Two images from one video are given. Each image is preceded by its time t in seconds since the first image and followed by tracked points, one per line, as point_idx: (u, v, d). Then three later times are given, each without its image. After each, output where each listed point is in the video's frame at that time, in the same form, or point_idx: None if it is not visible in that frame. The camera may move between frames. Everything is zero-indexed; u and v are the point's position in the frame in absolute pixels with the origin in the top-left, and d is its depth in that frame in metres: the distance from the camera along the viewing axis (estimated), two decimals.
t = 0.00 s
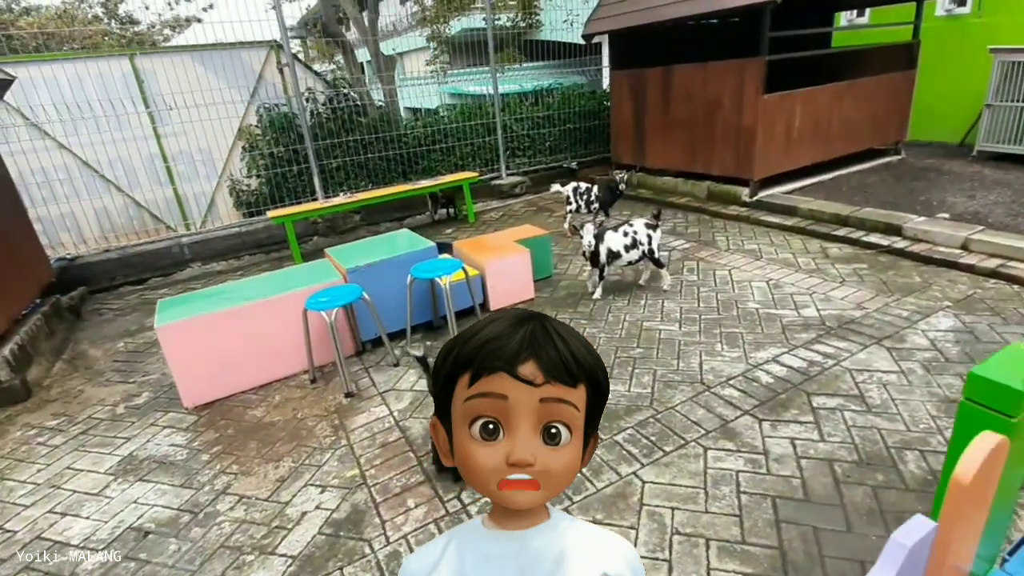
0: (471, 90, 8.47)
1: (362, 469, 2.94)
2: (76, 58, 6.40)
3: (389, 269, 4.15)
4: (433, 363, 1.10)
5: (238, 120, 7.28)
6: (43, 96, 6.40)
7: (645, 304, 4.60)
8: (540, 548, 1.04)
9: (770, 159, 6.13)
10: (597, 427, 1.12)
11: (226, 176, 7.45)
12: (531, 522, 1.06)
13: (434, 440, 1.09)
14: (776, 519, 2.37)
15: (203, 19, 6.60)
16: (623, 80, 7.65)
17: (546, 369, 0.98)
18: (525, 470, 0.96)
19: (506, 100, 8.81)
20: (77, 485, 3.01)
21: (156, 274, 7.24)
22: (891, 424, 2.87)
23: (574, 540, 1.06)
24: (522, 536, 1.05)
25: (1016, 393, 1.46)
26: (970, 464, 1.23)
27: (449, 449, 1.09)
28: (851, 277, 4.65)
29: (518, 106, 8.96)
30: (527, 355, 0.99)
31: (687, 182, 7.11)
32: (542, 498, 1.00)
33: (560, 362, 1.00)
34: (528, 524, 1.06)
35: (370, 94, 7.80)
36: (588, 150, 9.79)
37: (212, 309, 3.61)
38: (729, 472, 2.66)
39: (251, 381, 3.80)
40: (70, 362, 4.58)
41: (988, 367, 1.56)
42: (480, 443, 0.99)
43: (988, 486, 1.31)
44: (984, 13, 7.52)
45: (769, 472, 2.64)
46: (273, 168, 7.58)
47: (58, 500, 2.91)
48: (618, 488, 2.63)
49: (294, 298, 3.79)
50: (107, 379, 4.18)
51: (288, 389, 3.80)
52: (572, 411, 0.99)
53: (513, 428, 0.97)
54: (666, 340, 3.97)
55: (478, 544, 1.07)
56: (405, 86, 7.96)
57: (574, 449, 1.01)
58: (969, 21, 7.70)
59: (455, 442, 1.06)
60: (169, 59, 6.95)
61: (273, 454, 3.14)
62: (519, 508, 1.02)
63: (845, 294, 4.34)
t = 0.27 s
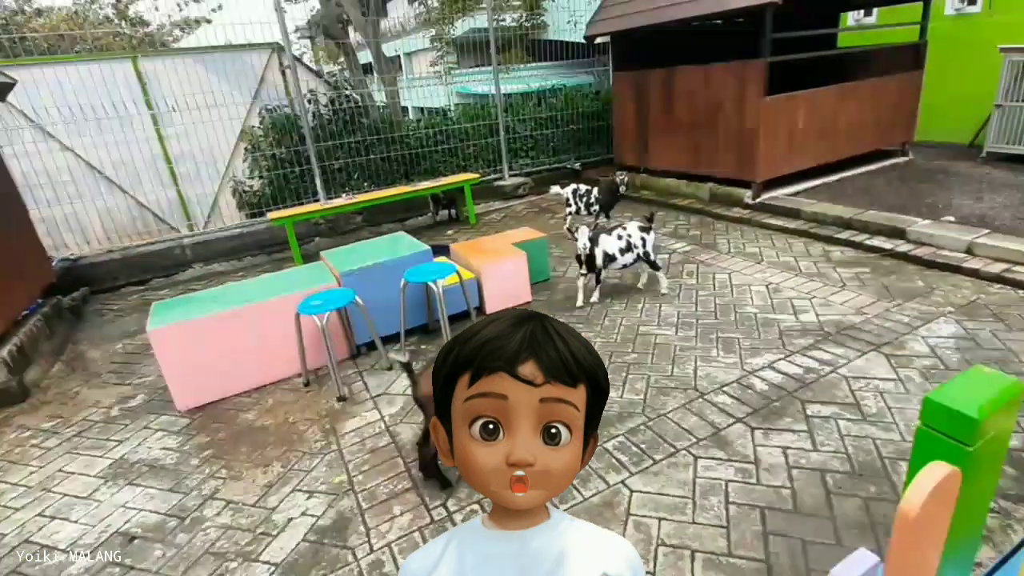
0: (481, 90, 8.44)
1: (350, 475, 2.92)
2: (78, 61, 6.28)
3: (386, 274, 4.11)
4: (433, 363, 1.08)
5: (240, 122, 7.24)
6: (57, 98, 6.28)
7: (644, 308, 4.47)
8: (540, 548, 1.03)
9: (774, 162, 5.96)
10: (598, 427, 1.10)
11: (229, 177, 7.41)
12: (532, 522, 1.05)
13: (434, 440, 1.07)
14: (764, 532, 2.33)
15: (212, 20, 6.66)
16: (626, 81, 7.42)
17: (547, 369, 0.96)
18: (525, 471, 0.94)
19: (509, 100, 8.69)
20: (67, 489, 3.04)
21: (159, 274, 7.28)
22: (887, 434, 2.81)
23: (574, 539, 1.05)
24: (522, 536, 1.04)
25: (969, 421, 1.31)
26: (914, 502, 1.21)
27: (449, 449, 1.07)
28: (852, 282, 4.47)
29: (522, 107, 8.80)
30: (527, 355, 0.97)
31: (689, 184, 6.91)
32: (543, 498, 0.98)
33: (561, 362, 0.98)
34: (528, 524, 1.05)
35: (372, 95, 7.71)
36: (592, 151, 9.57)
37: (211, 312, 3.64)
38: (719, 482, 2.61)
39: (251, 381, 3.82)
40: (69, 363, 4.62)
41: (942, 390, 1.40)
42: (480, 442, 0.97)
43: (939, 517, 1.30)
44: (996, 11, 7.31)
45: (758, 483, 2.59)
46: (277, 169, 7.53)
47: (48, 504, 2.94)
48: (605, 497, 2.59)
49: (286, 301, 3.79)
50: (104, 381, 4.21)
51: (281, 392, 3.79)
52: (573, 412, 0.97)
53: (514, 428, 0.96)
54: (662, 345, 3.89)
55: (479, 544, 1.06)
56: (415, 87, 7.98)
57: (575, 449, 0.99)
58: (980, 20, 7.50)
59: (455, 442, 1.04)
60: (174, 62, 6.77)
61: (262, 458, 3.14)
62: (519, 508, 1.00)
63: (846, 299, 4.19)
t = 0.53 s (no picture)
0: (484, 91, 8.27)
1: (340, 479, 2.91)
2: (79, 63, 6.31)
3: (383, 276, 4.06)
4: (433, 363, 1.06)
5: (241, 123, 7.22)
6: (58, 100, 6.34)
7: (642, 310, 4.38)
8: (540, 548, 1.01)
9: (775, 163, 5.88)
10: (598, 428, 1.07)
11: (230, 178, 7.39)
12: (532, 522, 1.02)
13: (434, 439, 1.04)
14: (755, 540, 2.29)
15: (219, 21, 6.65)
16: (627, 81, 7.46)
17: (547, 369, 0.94)
18: (526, 471, 0.92)
19: (511, 101, 8.50)
20: (60, 491, 3.05)
21: (160, 275, 7.24)
22: (883, 441, 2.77)
23: (575, 539, 1.03)
24: (522, 536, 1.01)
25: (940, 440, 1.37)
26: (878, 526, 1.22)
27: (448, 449, 1.05)
28: (852, 285, 4.35)
29: (524, 108, 8.60)
30: (528, 355, 0.95)
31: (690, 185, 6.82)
32: (543, 499, 0.96)
33: (561, 362, 0.95)
34: (528, 524, 1.03)
35: (373, 96, 7.55)
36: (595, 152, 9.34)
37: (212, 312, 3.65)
38: (711, 489, 2.58)
39: (252, 381, 3.83)
40: (67, 363, 4.65)
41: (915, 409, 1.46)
42: (480, 442, 0.95)
43: (907, 542, 1.31)
44: (1003, 11, 7.15)
45: (750, 490, 2.56)
46: (279, 169, 7.47)
47: (40, 506, 2.96)
48: (596, 503, 2.57)
49: (280, 304, 3.78)
50: (101, 382, 4.22)
51: (275, 394, 3.77)
52: (574, 412, 0.94)
53: (515, 428, 0.93)
54: (658, 348, 3.83)
55: (479, 544, 1.03)
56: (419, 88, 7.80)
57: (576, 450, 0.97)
58: (988, 20, 7.34)
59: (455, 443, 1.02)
60: (173, 63, 6.77)
61: (254, 461, 3.13)
62: (519, 508, 0.98)
63: (846, 303, 4.10)
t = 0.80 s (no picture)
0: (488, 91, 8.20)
1: (331, 482, 2.90)
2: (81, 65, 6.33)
3: (378, 279, 4.02)
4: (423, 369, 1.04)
5: (241, 124, 7.21)
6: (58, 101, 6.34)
7: (638, 313, 4.34)
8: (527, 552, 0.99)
9: (777, 164, 5.75)
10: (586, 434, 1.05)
11: (231, 179, 7.39)
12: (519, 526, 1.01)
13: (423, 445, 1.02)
14: (745, 549, 2.27)
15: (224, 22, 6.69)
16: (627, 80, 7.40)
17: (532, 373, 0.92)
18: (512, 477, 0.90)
19: (512, 101, 8.41)
20: (53, 492, 3.06)
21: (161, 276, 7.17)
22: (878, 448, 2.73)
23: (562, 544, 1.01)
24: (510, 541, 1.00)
25: (911, 460, 1.37)
26: (840, 549, 1.23)
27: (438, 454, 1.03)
28: (852, 288, 4.25)
29: (525, 109, 8.52)
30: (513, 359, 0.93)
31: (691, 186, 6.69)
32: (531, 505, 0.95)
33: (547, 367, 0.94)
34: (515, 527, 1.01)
35: (374, 97, 7.51)
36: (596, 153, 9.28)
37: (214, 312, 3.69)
38: (702, 495, 2.56)
39: (253, 381, 3.85)
40: (65, 364, 4.66)
41: (886, 428, 1.45)
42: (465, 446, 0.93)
43: (875, 563, 1.31)
44: (1009, 11, 6.97)
45: (741, 497, 2.53)
46: (279, 170, 7.40)
47: (33, 507, 2.96)
48: (585, 509, 2.55)
49: (274, 304, 3.79)
50: (98, 383, 4.23)
51: (270, 396, 3.77)
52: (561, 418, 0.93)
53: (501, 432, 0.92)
54: (654, 351, 3.78)
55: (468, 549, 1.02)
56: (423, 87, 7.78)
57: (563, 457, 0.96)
58: (994, 20, 7.16)
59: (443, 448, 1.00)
60: (173, 64, 6.79)
61: (246, 464, 3.13)
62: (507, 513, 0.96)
63: (844, 305, 4.01)
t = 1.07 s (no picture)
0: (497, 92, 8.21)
1: (322, 486, 2.89)
2: (82, 66, 6.28)
3: (373, 282, 4.00)
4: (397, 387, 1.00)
5: (242, 125, 7.15)
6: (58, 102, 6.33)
7: (635, 315, 4.27)
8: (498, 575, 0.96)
9: (778, 167, 5.67)
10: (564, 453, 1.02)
11: (232, 180, 7.33)
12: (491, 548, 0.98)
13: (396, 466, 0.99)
14: (735, 557, 2.24)
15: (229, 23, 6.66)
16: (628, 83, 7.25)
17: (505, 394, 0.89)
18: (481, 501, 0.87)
19: (513, 102, 8.36)
20: (46, 493, 3.07)
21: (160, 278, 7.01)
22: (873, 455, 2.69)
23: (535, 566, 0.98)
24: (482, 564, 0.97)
25: (883, 479, 1.38)
26: (809, 564, 1.19)
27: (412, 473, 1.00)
28: (851, 291, 4.20)
29: (526, 109, 8.47)
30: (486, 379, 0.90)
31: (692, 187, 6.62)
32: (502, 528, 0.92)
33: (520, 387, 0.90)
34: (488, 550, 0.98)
35: (375, 98, 7.52)
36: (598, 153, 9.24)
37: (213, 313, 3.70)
38: (693, 502, 2.53)
39: (253, 381, 3.87)
40: (63, 365, 4.67)
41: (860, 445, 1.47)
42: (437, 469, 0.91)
43: None
44: (1015, 9, 6.86)
45: (733, 504, 2.50)
46: (280, 172, 7.39)
47: (26, 508, 2.97)
48: (575, 516, 2.52)
49: (269, 307, 3.78)
50: (95, 384, 4.24)
51: (264, 398, 3.77)
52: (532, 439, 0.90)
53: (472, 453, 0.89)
54: (649, 354, 3.74)
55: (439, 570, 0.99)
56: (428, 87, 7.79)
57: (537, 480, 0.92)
58: (999, 18, 7.06)
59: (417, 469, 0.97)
60: (174, 65, 6.69)
61: (238, 466, 3.13)
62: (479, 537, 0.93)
63: (843, 309, 3.97)
